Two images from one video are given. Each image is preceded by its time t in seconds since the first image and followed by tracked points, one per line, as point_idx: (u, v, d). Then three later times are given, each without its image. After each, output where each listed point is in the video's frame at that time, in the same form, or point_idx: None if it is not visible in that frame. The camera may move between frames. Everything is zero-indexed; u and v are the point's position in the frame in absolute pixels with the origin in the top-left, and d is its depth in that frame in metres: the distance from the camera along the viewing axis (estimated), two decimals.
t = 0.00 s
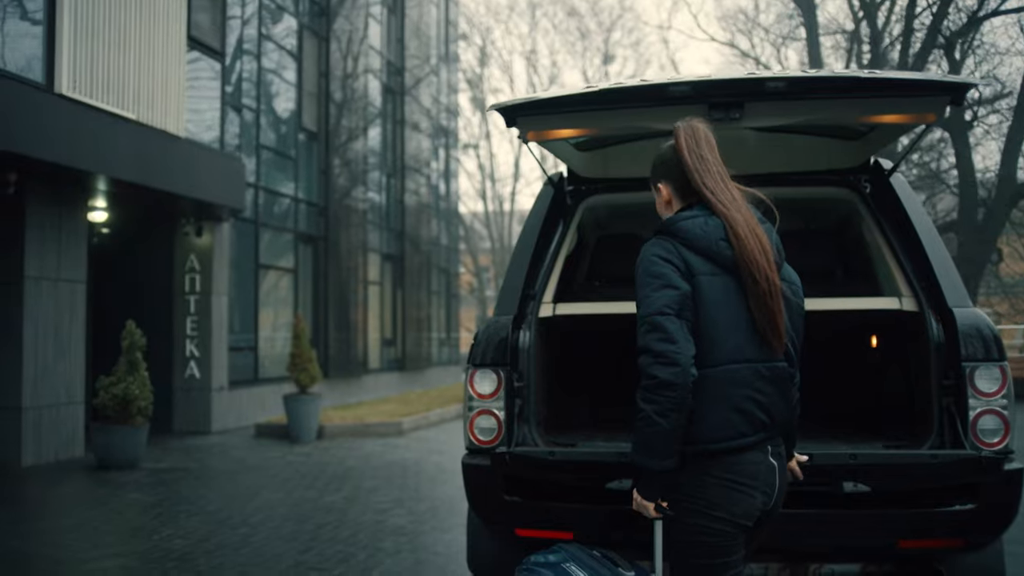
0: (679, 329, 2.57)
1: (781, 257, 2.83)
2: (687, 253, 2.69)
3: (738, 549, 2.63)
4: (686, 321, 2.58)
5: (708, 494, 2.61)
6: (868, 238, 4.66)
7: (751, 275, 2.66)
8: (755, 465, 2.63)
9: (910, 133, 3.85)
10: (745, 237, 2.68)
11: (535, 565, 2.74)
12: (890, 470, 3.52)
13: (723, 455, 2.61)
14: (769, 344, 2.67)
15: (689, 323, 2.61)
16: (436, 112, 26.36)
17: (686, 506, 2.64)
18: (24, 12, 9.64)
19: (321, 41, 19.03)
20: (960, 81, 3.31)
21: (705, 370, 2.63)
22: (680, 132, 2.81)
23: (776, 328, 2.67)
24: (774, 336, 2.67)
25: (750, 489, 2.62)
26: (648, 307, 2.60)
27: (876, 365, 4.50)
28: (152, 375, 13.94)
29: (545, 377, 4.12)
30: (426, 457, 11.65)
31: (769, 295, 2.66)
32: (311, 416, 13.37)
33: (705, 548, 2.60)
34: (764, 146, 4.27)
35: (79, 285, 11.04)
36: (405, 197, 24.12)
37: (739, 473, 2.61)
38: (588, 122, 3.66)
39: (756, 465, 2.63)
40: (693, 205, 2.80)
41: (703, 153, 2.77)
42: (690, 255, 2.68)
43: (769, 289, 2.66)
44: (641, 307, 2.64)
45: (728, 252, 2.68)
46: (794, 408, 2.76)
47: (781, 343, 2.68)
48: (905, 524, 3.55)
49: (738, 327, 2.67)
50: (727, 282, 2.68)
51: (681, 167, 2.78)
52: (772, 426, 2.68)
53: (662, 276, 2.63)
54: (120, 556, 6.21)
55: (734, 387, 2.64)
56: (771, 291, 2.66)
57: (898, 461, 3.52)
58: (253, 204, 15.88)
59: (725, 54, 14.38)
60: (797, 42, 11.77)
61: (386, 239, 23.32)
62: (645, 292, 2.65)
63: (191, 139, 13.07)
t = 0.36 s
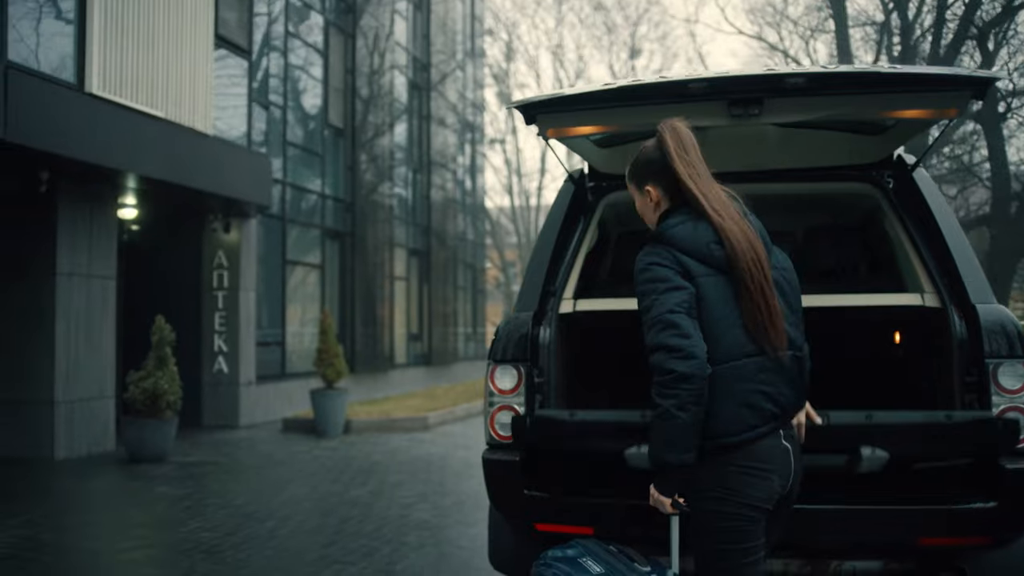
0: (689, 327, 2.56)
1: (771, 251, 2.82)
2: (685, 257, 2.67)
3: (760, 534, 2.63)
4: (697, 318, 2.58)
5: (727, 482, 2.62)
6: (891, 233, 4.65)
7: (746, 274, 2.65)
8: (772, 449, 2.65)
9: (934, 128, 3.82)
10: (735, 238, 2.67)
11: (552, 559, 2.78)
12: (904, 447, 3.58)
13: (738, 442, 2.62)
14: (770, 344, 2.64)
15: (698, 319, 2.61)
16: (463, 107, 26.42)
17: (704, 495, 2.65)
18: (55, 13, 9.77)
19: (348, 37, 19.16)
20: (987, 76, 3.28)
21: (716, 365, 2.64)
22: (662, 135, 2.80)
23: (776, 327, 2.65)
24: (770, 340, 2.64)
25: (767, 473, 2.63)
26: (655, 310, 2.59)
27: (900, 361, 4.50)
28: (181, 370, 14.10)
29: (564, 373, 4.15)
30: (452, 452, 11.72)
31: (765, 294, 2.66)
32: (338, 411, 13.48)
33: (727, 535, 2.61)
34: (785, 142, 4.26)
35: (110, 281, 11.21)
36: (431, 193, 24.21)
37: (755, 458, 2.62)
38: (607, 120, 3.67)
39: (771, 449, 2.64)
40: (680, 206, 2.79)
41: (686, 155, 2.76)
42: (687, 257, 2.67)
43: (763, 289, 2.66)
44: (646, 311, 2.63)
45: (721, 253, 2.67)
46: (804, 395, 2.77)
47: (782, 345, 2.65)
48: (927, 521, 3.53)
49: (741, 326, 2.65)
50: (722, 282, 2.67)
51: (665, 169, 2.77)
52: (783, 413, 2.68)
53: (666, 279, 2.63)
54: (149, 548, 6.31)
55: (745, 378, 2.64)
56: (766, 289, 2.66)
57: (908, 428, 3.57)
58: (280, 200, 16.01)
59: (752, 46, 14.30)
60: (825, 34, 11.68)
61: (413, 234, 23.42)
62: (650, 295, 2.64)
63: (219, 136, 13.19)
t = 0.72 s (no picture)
0: (716, 327, 2.53)
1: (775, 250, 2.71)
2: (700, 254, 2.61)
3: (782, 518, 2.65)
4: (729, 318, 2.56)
5: (747, 466, 2.62)
6: (913, 225, 4.64)
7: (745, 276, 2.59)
8: (791, 435, 2.65)
9: (957, 119, 3.80)
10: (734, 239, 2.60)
11: (568, 549, 2.77)
12: (918, 424, 3.62)
13: (760, 427, 2.63)
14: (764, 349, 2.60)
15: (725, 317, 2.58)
16: (487, 101, 26.45)
17: (724, 479, 2.66)
18: (83, 11, 9.89)
19: (372, 32, 19.23)
20: (1011, 68, 3.25)
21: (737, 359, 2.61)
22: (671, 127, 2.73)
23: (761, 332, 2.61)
24: (755, 352, 2.61)
25: (789, 458, 2.64)
26: (682, 307, 2.57)
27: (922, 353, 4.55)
28: (208, 363, 14.26)
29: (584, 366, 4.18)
30: (475, 445, 11.77)
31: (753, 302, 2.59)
32: (363, 404, 13.57)
33: (749, 519, 2.62)
34: (808, 135, 4.25)
35: (138, 275, 11.35)
36: (455, 187, 24.27)
37: (777, 443, 2.63)
38: (628, 114, 3.68)
39: (791, 434, 2.65)
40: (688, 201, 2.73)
41: (691, 150, 2.68)
42: (697, 256, 2.61)
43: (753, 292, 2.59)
44: (671, 311, 2.60)
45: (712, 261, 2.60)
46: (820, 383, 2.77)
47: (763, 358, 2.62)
48: (948, 515, 3.53)
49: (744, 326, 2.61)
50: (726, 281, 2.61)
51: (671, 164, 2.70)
52: (802, 399, 2.69)
53: (688, 278, 2.60)
54: (176, 539, 6.39)
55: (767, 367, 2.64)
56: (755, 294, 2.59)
57: (910, 359, 3.65)
58: (305, 194, 16.12)
59: (777, 38, 14.19)
60: (852, 25, 11.57)
61: (438, 228, 23.49)
62: (675, 293, 2.61)
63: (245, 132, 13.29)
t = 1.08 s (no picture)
0: (757, 325, 2.51)
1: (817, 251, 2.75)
2: (753, 246, 2.60)
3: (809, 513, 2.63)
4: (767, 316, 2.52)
5: (774, 461, 2.61)
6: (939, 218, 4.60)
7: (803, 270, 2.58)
8: (818, 431, 2.65)
9: (984, 111, 3.77)
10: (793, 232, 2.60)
11: (592, 542, 2.80)
12: (942, 416, 3.61)
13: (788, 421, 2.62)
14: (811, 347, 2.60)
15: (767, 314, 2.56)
16: (512, 95, 26.46)
17: (750, 473, 2.64)
18: (112, 10, 10.00)
19: (396, 27, 19.29)
20: None
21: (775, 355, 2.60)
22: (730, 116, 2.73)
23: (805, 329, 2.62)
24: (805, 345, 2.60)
25: (816, 453, 2.62)
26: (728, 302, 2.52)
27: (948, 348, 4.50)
28: (236, 357, 14.40)
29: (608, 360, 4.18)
30: (500, 439, 11.80)
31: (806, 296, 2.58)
32: (388, 398, 13.65)
33: (776, 514, 2.60)
34: (833, 128, 4.23)
35: (166, 269, 11.47)
36: (480, 181, 24.31)
37: (805, 438, 2.62)
38: (651, 108, 3.69)
39: (819, 430, 2.65)
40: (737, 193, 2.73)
41: (753, 140, 2.68)
42: (753, 248, 2.60)
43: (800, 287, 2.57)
44: (713, 304, 2.57)
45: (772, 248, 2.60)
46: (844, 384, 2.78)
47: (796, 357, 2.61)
48: (974, 510, 3.51)
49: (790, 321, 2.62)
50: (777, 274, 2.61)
51: (729, 154, 2.70)
52: (831, 395, 2.69)
53: (734, 271, 2.56)
54: (205, 531, 6.47)
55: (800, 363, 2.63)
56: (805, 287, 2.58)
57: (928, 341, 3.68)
58: (331, 190, 16.21)
59: (805, 29, 14.05)
60: (880, 15, 11.45)
61: (462, 223, 23.55)
62: (718, 286, 2.57)
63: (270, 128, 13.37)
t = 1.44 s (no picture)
0: (771, 326, 2.50)
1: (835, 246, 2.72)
2: (763, 244, 2.61)
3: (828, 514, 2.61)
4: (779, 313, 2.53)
5: (791, 461, 2.59)
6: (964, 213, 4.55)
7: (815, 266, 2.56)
8: (835, 431, 2.63)
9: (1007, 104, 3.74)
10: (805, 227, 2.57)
11: (620, 540, 2.80)
12: (966, 413, 3.59)
13: (803, 421, 2.62)
14: (828, 344, 2.60)
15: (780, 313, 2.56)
16: (535, 89, 26.43)
17: (771, 474, 2.61)
18: (139, 8, 10.10)
19: (419, 23, 19.34)
20: None
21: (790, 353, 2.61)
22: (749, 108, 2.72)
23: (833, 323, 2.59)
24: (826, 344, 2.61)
25: (832, 452, 2.61)
26: (737, 301, 2.54)
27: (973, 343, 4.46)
28: (261, 351, 14.52)
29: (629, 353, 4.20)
30: (522, 434, 11.82)
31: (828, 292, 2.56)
32: (411, 392, 13.71)
33: (796, 515, 2.57)
34: (853, 121, 4.21)
35: (192, 265, 11.59)
36: (503, 176, 24.34)
37: (821, 438, 2.61)
38: (669, 104, 3.70)
39: (835, 428, 2.64)
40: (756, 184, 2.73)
41: (770, 133, 2.65)
42: (761, 245, 2.61)
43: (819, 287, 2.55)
44: (725, 303, 2.59)
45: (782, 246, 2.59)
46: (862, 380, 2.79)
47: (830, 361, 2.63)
48: (998, 507, 3.49)
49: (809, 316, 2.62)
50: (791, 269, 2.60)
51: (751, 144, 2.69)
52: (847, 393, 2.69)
53: (745, 269, 2.58)
54: (230, 523, 6.55)
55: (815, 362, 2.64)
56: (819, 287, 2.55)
57: (949, 336, 3.67)
58: (355, 185, 16.29)
59: (831, 21, 13.88)
60: (908, 7, 11.32)
61: (486, 218, 23.59)
62: (729, 284, 2.59)
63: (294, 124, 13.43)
